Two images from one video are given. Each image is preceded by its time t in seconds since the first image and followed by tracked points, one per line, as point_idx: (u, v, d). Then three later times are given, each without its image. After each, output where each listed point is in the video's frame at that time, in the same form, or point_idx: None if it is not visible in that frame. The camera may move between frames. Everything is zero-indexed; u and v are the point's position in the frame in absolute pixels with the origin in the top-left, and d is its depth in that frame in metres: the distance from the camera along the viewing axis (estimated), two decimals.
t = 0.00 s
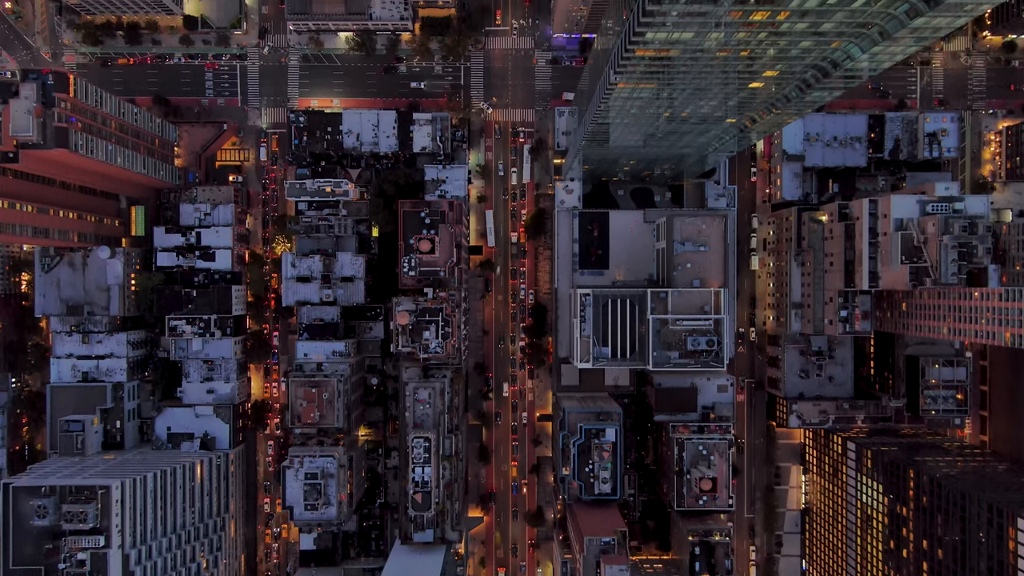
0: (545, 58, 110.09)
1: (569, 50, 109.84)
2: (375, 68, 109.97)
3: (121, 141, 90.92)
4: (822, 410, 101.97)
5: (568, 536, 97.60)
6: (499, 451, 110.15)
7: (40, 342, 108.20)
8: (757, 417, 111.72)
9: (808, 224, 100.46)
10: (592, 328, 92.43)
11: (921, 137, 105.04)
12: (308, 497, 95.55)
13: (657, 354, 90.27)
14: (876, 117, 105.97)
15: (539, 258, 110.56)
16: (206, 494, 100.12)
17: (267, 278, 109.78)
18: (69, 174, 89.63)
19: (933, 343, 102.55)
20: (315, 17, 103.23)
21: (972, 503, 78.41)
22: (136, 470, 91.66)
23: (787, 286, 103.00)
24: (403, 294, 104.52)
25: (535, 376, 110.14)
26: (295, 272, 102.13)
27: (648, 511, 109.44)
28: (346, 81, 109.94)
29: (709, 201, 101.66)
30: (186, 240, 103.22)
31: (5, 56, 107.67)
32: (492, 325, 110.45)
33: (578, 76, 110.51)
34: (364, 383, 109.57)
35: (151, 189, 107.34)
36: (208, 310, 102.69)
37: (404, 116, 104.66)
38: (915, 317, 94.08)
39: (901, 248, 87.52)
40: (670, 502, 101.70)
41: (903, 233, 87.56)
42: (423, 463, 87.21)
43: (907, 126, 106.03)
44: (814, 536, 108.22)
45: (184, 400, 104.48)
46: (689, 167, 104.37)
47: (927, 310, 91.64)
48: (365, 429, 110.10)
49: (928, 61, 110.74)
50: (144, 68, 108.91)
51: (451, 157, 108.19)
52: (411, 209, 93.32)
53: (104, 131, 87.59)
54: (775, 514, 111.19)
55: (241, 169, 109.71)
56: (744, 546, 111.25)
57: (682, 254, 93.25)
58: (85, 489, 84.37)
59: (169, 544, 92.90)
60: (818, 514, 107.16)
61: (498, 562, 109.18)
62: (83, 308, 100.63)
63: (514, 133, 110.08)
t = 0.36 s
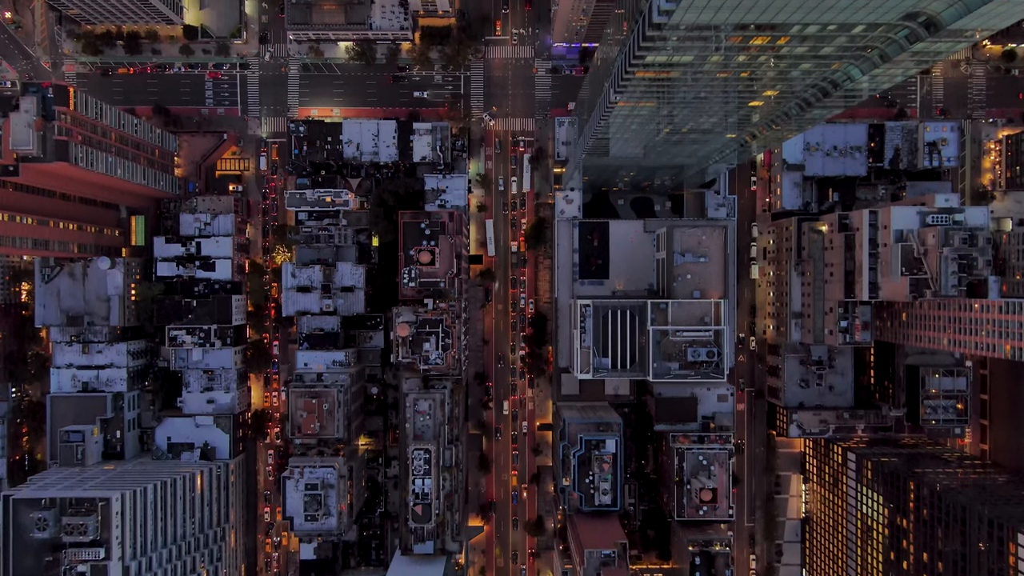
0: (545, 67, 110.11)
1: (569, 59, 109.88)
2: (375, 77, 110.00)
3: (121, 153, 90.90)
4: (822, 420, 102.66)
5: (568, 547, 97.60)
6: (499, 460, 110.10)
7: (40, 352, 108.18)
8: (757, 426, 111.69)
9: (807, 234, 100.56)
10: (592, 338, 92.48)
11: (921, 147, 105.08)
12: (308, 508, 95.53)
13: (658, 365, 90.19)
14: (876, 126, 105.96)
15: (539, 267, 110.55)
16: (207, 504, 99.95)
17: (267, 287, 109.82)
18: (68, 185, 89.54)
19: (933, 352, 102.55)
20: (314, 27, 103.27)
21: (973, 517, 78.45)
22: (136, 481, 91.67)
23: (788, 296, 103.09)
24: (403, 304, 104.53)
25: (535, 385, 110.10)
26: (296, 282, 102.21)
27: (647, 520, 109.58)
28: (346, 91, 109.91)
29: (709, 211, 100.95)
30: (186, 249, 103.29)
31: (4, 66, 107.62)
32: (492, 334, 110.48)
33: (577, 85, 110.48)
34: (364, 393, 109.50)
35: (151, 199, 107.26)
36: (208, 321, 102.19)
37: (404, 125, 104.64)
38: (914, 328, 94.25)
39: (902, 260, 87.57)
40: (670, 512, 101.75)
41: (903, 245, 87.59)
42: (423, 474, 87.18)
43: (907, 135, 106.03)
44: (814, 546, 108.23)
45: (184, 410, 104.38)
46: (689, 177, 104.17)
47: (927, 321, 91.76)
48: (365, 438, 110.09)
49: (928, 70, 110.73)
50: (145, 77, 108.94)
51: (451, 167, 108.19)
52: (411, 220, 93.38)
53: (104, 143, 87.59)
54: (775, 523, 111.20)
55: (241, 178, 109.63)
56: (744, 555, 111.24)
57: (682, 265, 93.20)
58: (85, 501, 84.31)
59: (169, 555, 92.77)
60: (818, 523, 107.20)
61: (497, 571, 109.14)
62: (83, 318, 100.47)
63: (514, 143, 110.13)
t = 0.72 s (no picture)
0: (545, 77, 110.15)
1: (569, 69, 109.92)
2: (375, 88, 110.00)
3: (121, 165, 90.92)
4: (822, 431, 103.16)
5: (568, 558, 97.59)
6: (499, 470, 110.08)
7: (40, 362, 108.15)
8: (757, 435, 111.76)
9: (808, 245, 100.61)
10: (592, 350, 92.61)
11: (921, 157, 105.06)
12: (309, 519, 95.54)
13: (658, 377, 90.03)
14: (876, 136, 105.95)
15: (540, 277, 110.52)
16: (207, 516, 99.82)
17: (267, 297, 109.78)
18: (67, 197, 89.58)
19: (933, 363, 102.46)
20: (315, 38, 103.39)
21: (974, 532, 78.40)
22: (137, 493, 91.55)
23: (788, 306, 103.19)
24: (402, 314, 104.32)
25: (535, 395, 110.11)
26: (296, 293, 102.33)
27: (648, 530, 109.31)
28: (346, 101, 109.90)
29: (709, 221, 101.47)
30: (186, 260, 103.28)
31: (4, 76, 107.64)
32: (493, 344, 110.53)
33: (577, 96, 110.49)
34: (364, 403, 109.52)
35: (151, 210, 107.29)
36: (208, 331, 102.52)
37: (404, 136, 104.57)
38: (914, 339, 94.43)
39: (902, 272, 87.57)
40: (670, 522, 101.77)
41: (903, 257, 87.56)
42: (423, 487, 87.21)
43: (907, 145, 106.05)
44: (815, 555, 108.22)
45: (184, 421, 104.38)
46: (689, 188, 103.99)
47: (928, 333, 91.72)
48: (365, 449, 110.06)
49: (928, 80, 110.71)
50: (145, 88, 108.91)
51: (451, 177, 108.20)
52: (411, 232, 93.41)
53: (104, 156, 87.66)
54: (775, 532, 111.27)
55: (241, 189, 109.65)
56: (744, 565, 111.32)
57: (682, 277, 93.15)
58: (86, 514, 84.33)
59: (170, 567, 92.65)
60: (818, 534, 107.18)
61: None
62: (83, 329, 100.64)
63: (514, 153, 110.16)
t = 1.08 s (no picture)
0: (545, 87, 110.19)
1: (569, 79, 109.92)
2: (375, 98, 110.02)
3: (121, 178, 90.97)
4: (822, 441, 102.67)
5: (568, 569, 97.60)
6: (499, 480, 110.06)
7: (40, 373, 108.10)
8: (757, 446, 111.77)
9: (808, 256, 100.64)
10: (592, 362, 92.68)
11: (921, 167, 105.00)
12: (309, 531, 95.48)
13: (658, 389, 89.93)
14: (877, 147, 105.96)
15: (540, 287, 110.58)
16: (207, 527, 99.80)
17: (267, 307, 109.62)
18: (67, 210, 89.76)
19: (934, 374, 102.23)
20: (314, 49, 103.62)
21: (973, 547, 78.49)
22: (137, 506, 91.52)
23: (788, 317, 103.30)
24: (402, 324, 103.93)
25: (535, 405, 110.12)
26: (296, 304, 103.02)
27: (649, 540, 109.23)
28: (346, 111, 109.90)
29: (709, 232, 101.51)
30: (186, 271, 103.32)
31: (4, 87, 107.61)
32: (493, 354, 110.60)
33: (577, 106, 110.46)
34: (364, 414, 109.55)
35: (151, 221, 107.34)
36: (208, 342, 102.32)
37: (404, 147, 104.53)
38: (915, 350, 94.65)
39: (902, 285, 87.54)
40: (670, 533, 101.80)
41: (903, 270, 87.49)
42: (424, 500, 87.22)
43: (907, 156, 106.05)
44: (815, 566, 108.27)
45: (184, 432, 104.44)
46: (689, 199, 103.98)
47: (928, 345, 91.78)
48: (365, 459, 110.05)
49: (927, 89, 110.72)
50: (145, 98, 108.86)
51: (451, 188, 108.19)
52: (411, 244, 93.39)
53: (104, 169, 87.76)
54: (776, 542, 111.29)
55: (241, 199, 109.68)
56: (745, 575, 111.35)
57: (682, 289, 93.15)
58: (86, 527, 84.37)
59: None
60: (819, 544, 107.20)
61: None
62: (83, 341, 100.59)
63: (514, 163, 110.21)
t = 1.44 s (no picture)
0: (545, 97, 110.21)
1: (569, 89, 109.98)
2: (375, 108, 110.07)
3: (122, 191, 91.10)
4: (823, 452, 102.66)
5: None
6: (499, 490, 110.05)
7: (40, 384, 108.16)
8: (758, 455, 111.79)
9: (808, 267, 100.66)
10: (592, 375, 92.67)
11: (921, 178, 104.94)
12: (310, 543, 95.39)
13: (658, 402, 89.87)
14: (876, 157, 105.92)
15: (540, 297, 110.62)
16: (208, 539, 99.67)
17: (267, 317, 109.60)
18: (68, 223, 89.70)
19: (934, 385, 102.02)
20: (314, 60, 103.60)
21: (973, 563, 78.50)
22: (138, 518, 91.35)
23: (788, 328, 103.34)
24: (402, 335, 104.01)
25: (535, 415, 110.13)
26: (296, 315, 103.06)
27: (649, 551, 108.84)
28: (346, 122, 109.94)
29: (709, 243, 102.20)
30: (186, 282, 103.30)
31: (4, 97, 107.63)
32: (493, 365, 110.68)
33: (577, 116, 110.44)
34: (364, 424, 109.59)
35: (151, 231, 107.34)
36: (208, 353, 102.25)
37: (404, 157, 104.56)
38: (915, 362, 94.75)
39: (902, 298, 87.52)
40: (671, 544, 101.79)
41: (903, 283, 87.46)
42: (424, 513, 87.21)
43: (907, 166, 106.03)
44: None
45: (184, 443, 104.49)
46: (689, 211, 104.02)
47: (928, 357, 91.90)
48: (365, 469, 110.09)
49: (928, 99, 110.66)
50: (145, 109, 108.91)
51: (452, 198, 108.22)
52: (412, 256, 93.37)
53: (105, 182, 87.83)
54: (776, 552, 111.44)
55: (241, 210, 109.77)
56: None
57: (682, 301, 93.06)
58: (86, 541, 84.26)
59: None
60: (819, 554, 107.29)
61: None
62: (84, 353, 100.69)
63: (514, 173, 110.30)
